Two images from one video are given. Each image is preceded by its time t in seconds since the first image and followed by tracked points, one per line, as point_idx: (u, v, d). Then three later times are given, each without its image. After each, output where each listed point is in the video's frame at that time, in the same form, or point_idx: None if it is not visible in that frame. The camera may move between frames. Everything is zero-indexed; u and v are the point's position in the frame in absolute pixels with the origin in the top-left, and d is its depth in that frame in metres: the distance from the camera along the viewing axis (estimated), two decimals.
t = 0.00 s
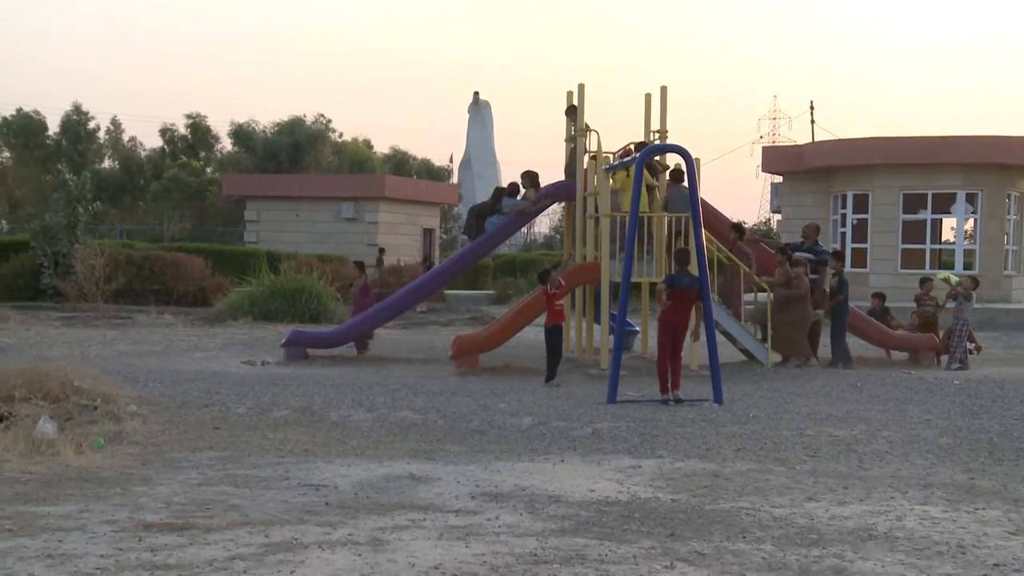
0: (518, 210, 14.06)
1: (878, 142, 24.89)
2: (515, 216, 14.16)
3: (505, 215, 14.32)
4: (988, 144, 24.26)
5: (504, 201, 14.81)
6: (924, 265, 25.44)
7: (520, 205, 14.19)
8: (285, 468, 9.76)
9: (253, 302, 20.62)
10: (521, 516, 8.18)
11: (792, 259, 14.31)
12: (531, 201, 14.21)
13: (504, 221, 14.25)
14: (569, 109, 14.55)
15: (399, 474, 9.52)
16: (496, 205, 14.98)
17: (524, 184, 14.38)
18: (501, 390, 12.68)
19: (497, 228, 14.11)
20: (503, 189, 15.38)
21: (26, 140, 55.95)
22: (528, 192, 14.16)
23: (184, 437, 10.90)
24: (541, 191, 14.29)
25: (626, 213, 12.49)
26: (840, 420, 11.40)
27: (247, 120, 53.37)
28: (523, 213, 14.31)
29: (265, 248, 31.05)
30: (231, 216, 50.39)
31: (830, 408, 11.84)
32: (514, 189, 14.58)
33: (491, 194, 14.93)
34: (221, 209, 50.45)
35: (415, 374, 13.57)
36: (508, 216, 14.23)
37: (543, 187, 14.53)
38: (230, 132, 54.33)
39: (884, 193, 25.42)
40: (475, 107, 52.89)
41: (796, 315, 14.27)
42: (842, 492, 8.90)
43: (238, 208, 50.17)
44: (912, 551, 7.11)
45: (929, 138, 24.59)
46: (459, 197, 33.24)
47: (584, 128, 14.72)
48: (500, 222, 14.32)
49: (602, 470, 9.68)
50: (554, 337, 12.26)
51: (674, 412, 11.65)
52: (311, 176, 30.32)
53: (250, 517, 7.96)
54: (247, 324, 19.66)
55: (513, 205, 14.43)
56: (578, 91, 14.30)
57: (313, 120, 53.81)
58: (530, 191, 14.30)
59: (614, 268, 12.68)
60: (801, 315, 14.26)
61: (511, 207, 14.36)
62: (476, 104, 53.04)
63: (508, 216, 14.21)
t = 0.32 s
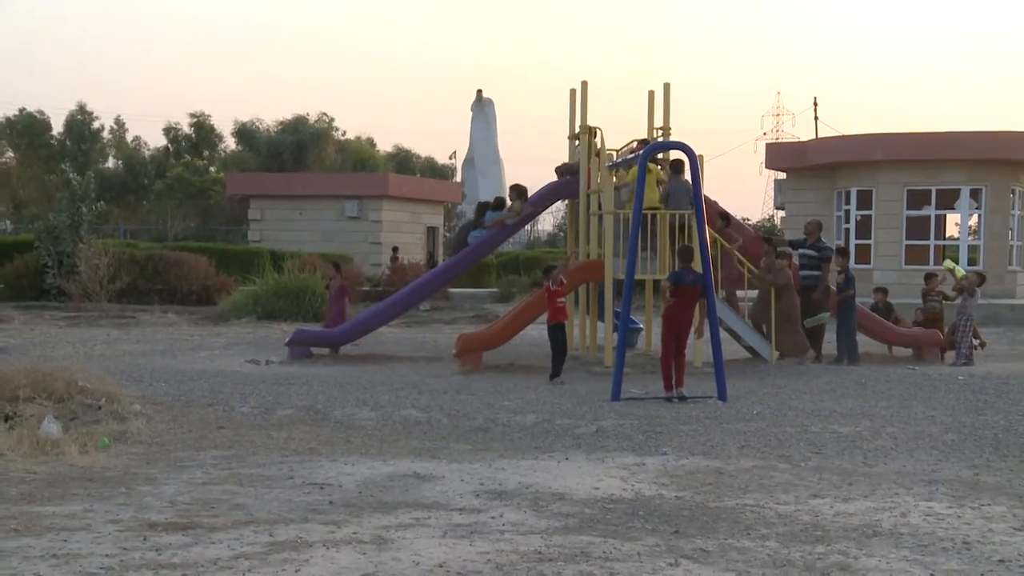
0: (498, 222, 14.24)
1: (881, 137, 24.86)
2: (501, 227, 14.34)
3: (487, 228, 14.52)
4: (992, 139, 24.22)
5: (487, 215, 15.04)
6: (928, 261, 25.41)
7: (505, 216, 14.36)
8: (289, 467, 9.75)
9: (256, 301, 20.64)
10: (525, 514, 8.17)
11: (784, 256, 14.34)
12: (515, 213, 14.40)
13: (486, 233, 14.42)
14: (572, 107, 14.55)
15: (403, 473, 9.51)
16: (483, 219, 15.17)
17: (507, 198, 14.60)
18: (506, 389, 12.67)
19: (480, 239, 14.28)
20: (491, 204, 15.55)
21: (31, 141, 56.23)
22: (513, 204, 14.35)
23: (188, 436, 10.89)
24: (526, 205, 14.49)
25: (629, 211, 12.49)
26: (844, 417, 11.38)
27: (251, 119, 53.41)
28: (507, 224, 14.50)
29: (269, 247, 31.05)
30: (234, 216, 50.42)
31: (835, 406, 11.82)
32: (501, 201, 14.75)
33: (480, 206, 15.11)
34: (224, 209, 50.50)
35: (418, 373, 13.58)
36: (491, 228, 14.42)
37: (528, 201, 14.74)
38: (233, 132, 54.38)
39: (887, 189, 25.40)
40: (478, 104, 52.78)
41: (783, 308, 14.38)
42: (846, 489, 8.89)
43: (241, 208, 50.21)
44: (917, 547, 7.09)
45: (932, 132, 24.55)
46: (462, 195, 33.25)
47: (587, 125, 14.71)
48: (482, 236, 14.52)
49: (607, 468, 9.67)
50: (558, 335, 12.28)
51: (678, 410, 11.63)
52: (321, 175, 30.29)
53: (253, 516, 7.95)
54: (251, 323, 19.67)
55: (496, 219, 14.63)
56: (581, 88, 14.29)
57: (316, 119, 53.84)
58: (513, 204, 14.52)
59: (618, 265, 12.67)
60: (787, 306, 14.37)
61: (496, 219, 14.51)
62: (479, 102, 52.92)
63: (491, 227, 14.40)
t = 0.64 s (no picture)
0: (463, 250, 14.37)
1: (878, 139, 24.90)
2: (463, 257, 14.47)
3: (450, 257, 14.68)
4: (988, 142, 24.27)
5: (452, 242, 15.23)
6: (924, 263, 25.45)
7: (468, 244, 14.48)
8: (286, 470, 9.74)
9: (252, 304, 20.64)
10: (522, 516, 8.17)
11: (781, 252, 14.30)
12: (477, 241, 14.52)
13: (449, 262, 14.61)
14: (569, 109, 14.58)
15: (400, 476, 9.51)
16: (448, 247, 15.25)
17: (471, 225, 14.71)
18: (502, 392, 12.68)
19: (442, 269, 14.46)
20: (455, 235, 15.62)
21: (27, 144, 56.20)
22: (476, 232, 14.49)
23: (185, 439, 10.89)
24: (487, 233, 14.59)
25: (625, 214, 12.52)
26: (841, 419, 11.38)
27: (248, 122, 53.42)
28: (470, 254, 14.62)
29: (266, 249, 31.04)
30: (230, 219, 50.38)
31: (832, 408, 11.83)
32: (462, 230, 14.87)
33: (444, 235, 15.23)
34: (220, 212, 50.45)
35: (415, 375, 13.59)
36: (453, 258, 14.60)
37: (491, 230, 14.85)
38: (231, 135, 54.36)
39: (884, 191, 25.44)
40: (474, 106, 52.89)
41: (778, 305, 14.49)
42: (843, 491, 8.89)
43: (237, 210, 50.15)
44: (914, 549, 7.10)
45: (927, 135, 24.57)
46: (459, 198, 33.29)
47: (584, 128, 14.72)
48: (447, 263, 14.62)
49: (604, 470, 9.68)
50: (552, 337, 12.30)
51: (676, 412, 11.63)
52: (322, 179, 30.32)
53: (250, 519, 7.95)
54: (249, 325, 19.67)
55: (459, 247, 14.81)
56: (579, 90, 14.29)
57: (313, 122, 53.84)
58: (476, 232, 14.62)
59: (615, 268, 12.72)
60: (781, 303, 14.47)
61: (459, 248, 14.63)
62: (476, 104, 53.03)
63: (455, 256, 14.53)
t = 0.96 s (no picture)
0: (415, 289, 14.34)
1: (877, 143, 24.92)
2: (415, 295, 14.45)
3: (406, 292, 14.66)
4: (988, 146, 24.28)
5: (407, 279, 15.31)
6: (924, 266, 25.45)
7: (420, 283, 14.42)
8: (285, 472, 9.75)
9: (253, 307, 20.66)
10: (522, 519, 8.17)
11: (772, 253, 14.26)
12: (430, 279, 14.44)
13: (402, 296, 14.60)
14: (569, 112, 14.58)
15: (400, 478, 9.50)
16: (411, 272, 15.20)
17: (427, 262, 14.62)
18: (502, 395, 12.69)
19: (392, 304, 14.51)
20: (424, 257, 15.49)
21: (27, 146, 56.19)
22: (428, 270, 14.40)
23: (185, 442, 10.89)
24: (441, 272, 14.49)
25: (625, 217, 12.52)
26: (841, 422, 11.38)
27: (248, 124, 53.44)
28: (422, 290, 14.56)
29: (267, 251, 31.05)
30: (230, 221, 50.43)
31: (832, 411, 11.83)
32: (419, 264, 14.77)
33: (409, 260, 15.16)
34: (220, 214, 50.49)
35: (415, 377, 13.59)
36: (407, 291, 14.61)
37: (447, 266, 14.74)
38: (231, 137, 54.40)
39: (883, 195, 25.47)
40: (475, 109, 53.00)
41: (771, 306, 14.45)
42: (843, 494, 8.89)
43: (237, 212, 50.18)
44: (913, 553, 7.10)
45: (926, 138, 24.61)
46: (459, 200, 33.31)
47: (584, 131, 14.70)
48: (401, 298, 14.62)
49: (603, 473, 9.68)
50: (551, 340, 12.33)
51: (676, 415, 11.63)
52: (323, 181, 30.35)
53: (250, 522, 7.95)
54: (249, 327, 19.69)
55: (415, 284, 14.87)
56: (579, 92, 14.29)
57: (313, 124, 53.88)
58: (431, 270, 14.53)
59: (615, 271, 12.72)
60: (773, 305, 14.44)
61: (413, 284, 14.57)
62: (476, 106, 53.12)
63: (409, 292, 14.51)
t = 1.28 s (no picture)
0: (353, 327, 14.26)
1: (872, 147, 24.95)
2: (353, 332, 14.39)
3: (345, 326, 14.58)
4: (983, 150, 24.32)
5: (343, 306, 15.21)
6: (919, 270, 25.49)
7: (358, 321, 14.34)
8: (279, 477, 9.73)
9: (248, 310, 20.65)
10: (517, 524, 8.16)
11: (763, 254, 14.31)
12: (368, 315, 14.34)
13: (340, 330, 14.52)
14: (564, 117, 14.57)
15: (395, 483, 9.49)
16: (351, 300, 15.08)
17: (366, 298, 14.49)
18: (496, 399, 12.68)
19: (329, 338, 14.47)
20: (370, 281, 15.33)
21: (22, 150, 56.20)
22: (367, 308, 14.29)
23: (180, 446, 10.88)
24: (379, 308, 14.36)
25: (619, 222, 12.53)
26: (835, 426, 11.37)
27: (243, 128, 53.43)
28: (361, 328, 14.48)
29: (262, 255, 31.04)
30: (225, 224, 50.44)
31: (826, 416, 11.83)
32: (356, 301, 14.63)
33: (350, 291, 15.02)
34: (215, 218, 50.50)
35: (409, 382, 13.57)
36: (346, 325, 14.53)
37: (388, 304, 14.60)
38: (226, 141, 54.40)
39: (878, 199, 25.50)
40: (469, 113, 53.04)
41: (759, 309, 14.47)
42: (838, 499, 8.89)
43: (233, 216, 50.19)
44: (908, 557, 7.10)
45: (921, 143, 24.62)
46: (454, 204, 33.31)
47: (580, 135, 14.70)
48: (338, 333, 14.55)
49: (598, 477, 9.68)
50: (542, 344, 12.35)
51: (670, 420, 11.63)
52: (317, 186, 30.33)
53: (244, 526, 7.93)
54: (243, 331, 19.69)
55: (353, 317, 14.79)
56: (575, 97, 14.29)
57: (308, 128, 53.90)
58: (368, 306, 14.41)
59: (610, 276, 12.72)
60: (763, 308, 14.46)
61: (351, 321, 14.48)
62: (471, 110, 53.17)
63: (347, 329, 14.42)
